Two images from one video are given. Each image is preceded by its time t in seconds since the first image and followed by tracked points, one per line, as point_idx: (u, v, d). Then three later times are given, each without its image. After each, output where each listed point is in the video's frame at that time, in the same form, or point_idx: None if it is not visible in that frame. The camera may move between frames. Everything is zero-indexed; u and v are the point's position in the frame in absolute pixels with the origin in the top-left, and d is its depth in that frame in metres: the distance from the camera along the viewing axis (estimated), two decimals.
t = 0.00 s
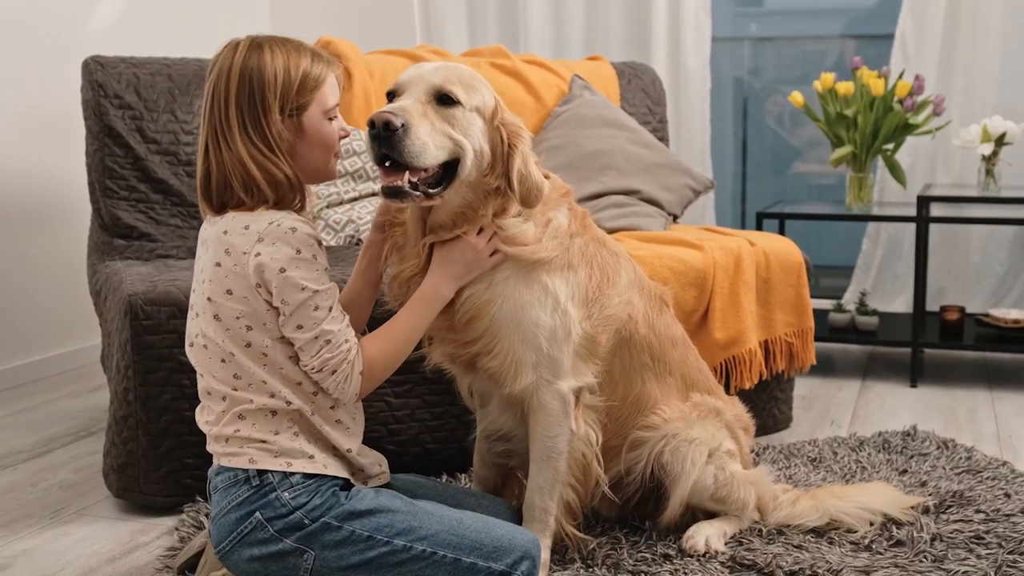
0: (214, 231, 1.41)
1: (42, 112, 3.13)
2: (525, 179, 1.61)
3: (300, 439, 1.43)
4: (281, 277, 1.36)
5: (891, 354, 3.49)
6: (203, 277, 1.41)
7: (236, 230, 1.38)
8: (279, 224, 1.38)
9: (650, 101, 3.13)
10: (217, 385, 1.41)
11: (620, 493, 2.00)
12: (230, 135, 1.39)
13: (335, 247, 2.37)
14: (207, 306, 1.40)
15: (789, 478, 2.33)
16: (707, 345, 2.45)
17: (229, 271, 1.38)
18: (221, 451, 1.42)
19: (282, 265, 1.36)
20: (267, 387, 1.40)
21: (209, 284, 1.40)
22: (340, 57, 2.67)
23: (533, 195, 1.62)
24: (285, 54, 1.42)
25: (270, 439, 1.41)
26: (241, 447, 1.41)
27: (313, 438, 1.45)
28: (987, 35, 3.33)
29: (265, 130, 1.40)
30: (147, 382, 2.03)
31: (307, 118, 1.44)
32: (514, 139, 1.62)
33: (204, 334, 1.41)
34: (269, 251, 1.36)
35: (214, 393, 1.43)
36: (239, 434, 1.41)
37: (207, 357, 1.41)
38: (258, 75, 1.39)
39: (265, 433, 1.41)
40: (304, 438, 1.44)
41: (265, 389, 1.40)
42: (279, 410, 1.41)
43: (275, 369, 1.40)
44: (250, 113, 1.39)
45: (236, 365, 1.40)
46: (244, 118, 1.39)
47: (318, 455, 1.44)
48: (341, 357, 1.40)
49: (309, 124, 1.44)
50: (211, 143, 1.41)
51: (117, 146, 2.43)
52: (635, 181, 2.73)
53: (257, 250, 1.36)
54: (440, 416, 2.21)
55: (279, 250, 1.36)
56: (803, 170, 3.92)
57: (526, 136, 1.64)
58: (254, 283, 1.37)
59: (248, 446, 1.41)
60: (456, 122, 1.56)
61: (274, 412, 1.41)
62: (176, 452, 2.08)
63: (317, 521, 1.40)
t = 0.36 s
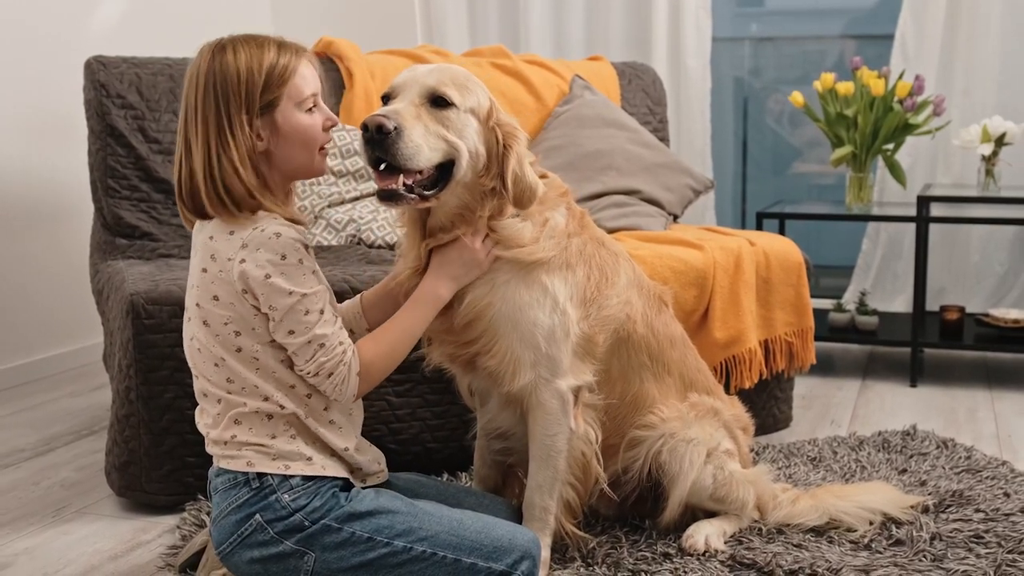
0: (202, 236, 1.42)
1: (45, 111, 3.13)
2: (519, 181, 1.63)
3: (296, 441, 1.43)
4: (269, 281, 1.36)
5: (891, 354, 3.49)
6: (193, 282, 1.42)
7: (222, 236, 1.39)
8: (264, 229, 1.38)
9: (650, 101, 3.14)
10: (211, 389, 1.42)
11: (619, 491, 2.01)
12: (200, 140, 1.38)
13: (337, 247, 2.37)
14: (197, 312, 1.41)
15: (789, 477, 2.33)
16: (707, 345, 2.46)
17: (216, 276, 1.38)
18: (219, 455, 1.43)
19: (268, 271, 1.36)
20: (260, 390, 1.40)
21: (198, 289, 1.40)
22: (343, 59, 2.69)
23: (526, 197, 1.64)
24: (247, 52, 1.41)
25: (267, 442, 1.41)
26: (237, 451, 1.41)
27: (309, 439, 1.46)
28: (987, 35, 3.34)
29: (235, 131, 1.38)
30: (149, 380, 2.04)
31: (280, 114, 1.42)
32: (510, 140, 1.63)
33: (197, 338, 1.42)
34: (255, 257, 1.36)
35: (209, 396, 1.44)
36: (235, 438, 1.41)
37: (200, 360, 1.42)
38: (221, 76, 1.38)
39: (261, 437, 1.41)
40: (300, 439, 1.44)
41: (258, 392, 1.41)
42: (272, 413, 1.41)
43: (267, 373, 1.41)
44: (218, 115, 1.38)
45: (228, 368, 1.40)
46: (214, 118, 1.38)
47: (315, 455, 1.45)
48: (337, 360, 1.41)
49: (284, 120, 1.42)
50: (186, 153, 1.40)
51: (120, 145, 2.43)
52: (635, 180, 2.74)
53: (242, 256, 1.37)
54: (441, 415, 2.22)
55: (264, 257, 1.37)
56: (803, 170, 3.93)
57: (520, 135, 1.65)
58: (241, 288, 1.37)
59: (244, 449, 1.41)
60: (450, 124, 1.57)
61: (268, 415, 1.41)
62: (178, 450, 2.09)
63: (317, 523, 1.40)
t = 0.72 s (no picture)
0: (186, 245, 1.41)
1: (50, 111, 3.14)
2: (526, 181, 1.64)
3: (293, 446, 1.43)
4: (259, 281, 1.35)
5: (892, 354, 3.50)
6: (183, 291, 1.42)
7: (206, 241, 1.38)
8: (248, 231, 1.36)
9: (653, 102, 3.15)
10: (206, 398, 1.43)
11: (621, 491, 2.01)
12: (181, 134, 1.40)
13: (340, 246, 2.38)
14: (188, 321, 1.41)
15: (791, 477, 2.34)
16: (709, 345, 2.46)
17: (203, 283, 1.38)
18: (218, 463, 1.44)
19: (257, 272, 1.36)
20: (253, 398, 1.40)
21: (187, 298, 1.40)
22: (346, 60, 2.69)
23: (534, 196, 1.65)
24: (229, 48, 1.43)
25: (263, 450, 1.41)
26: (235, 459, 1.42)
27: (307, 443, 1.45)
28: (989, 36, 3.34)
29: (214, 122, 1.40)
30: (153, 379, 2.04)
31: (262, 105, 1.42)
32: (514, 140, 1.63)
33: (189, 348, 1.42)
34: (241, 260, 1.36)
35: (205, 405, 1.44)
36: (232, 446, 1.42)
37: (193, 370, 1.43)
38: (202, 71, 1.41)
39: (258, 444, 1.42)
40: (298, 444, 1.44)
41: (250, 402, 1.40)
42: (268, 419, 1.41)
43: (261, 378, 1.41)
44: (198, 108, 1.40)
45: (221, 376, 1.40)
46: (198, 113, 1.40)
47: (313, 460, 1.44)
48: (346, 351, 1.40)
49: (266, 111, 1.42)
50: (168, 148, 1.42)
51: (124, 146, 2.44)
52: (637, 180, 2.75)
53: (228, 261, 1.36)
54: (443, 414, 2.22)
55: (251, 261, 1.36)
56: (805, 170, 3.93)
57: (523, 134, 1.65)
58: (231, 292, 1.37)
59: (242, 457, 1.41)
60: (455, 126, 1.58)
61: (263, 422, 1.41)
62: (182, 449, 2.09)
63: (317, 529, 1.41)
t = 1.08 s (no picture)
0: (188, 247, 1.40)
1: (53, 112, 3.15)
2: (531, 184, 1.65)
3: (297, 450, 1.44)
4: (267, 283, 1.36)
5: (893, 355, 3.50)
6: (185, 295, 1.42)
7: (210, 244, 1.38)
8: (253, 232, 1.36)
9: (654, 102, 3.15)
10: (208, 403, 1.43)
11: (622, 491, 2.02)
12: (179, 131, 1.41)
13: (342, 247, 2.38)
14: (191, 325, 1.41)
15: (791, 477, 2.34)
16: (710, 345, 2.47)
17: (208, 286, 1.38)
18: (221, 467, 1.44)
19: (265, 274, 1.36)
20: (256, 404, 1.40)
21: (190, 301, 1.40)
22: (348, 61, 2.70)
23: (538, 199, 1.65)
24: (229, 48, 1.43)
25: (266, 455, 1.42)
26: (238, 464, 1.42)
27: (310, 447, 1.46)
28: (990, 37, 3.35)
29: (210, 118, 1.40)
30: (156, 379, 2.05)
31: (261, 101, 1.42)
32: (520, 143, 1.65)
33: (192, 353, 1.42)
34: (248, 262, 1.36)
35: (207, 410, 1.44)
36: (235, 451, 1.42)
37: (196, 374, 1.43)
38: (200, 69, 1.41)
39: (260, 450, 1.42)
40: (301, 448, 1.45)
41: (253, 408, 1.41)
42: (272, 423, 1.41)
43: (267, 381, 1.41)
44: (196, 105, 1.41)
45: (225, 380, 1.40)
46: (194, 112, 1.41)
47: (314, 465, 1.45)
48: (353, 351, 1.41)
49: (265, 107, 1.42)
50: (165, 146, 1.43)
51: (127, 146, 2.45)
52: (638, 181, 2.75)
53: (235, 263, 1.36)
54: (445, 414, 2.23)
55: (257, 264, 1.36)
56: (806, 171, 3.94)
57: (527, 136, 1.67)
58: (237, 294, 1.37)
59: (246, 462, 1.42)
60: (462, 127, 1.59)
61: (267, 427, 1.41)
62: (184, 449, 2.10)
63: (318, 535, 1.42)
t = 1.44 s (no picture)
0: (198, 250, 1.41)
1: (56, 113, 3.16)
2: (535, 190, 1.66)
3: (301, 454, 1.45)
4: (273, 293, 1.36)
5: (895, 356, 3.51)
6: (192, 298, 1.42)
7: (220, 249, 1.38)
8: (264, 240, 1.37)
9: (655, 104, 3.16)
10: (213, 406, 1.43)
11: (623, 492, 2.02)
12: (191, 130, 1.41)
13: (344, 248, 2.39)
14: (197, 329, 1.41)
15: (793, 478, 2.35)
16: (711, 346, 2.48)
17: (216, 292, 1.38)
18: (225, 469, 1.45)
19: (272, 283, 1.36)
20: (260, 409, 1.41)
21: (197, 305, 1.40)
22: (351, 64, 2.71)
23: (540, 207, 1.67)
24: (241, 48, 1.44)
25: (271, 458, 1.43)
26: (243, 467, 1.43)
27: (313, 452, 1.46)
28: (991, 39, 3.35)
29: (223, 116, 1.40)
30: (159, 380, 2.06)
31: (273, 101, 1.44)
32: (525, 151, 1.66)
33: (198, 356, 1.43)
34: (256, 270, 1.36)
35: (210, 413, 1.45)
36: (238, 455, 1.43)
37: (201, 377, 1.43)
38: (213, 69, 1.42)
39: (265, 454, 1.43)
40: (305, 453, 1.45)
41: (258, 413, 1.41)
42: (275, 428, 1.42)
43: (271, 388, 1.41)
44: (209, 104, 1.41)
45: (230, 385, 1.41)
46: (206, 111, 1.41)
47: (318, 469, 1.45)
48: (351, 365, 1.42)
49: (276, 107, 1.44)
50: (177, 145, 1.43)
51: (130, 148, 2.45)
52: (640, 183, 2.76)
53: (243, 270, 1.36)
54: (447, 415, 2.24)
55: (264, 272, 1.36)
56: (807, 172, 3.95)
57: (534, 142, 1.68)
58: (245, 302, 1.37)
59: (250, 465, 1.43)
60: (471, 134, 1.60)
61: (270, 432, 1.42)
62: (187, 450, 2.11)
63: (322, 536, 1.42)
